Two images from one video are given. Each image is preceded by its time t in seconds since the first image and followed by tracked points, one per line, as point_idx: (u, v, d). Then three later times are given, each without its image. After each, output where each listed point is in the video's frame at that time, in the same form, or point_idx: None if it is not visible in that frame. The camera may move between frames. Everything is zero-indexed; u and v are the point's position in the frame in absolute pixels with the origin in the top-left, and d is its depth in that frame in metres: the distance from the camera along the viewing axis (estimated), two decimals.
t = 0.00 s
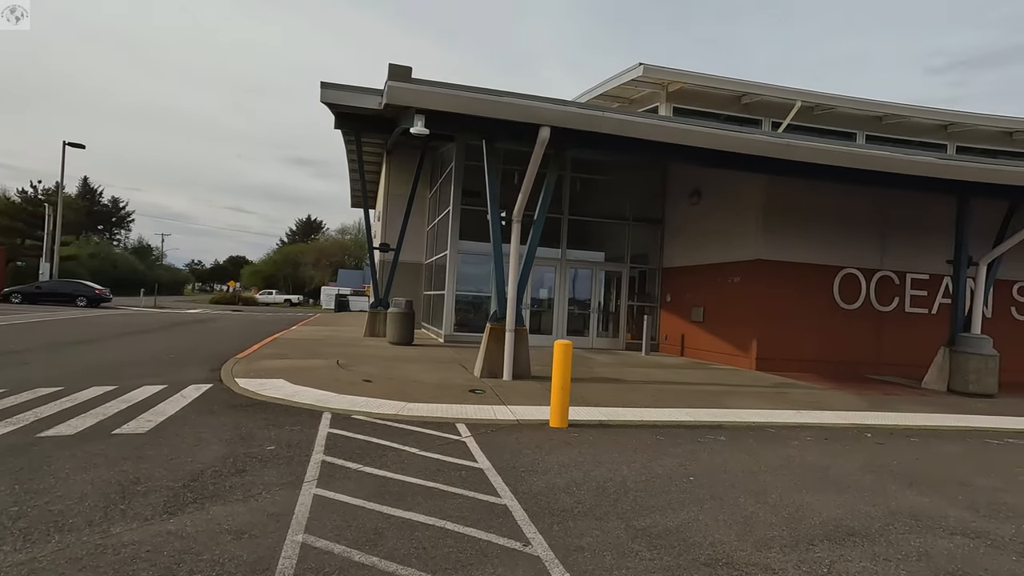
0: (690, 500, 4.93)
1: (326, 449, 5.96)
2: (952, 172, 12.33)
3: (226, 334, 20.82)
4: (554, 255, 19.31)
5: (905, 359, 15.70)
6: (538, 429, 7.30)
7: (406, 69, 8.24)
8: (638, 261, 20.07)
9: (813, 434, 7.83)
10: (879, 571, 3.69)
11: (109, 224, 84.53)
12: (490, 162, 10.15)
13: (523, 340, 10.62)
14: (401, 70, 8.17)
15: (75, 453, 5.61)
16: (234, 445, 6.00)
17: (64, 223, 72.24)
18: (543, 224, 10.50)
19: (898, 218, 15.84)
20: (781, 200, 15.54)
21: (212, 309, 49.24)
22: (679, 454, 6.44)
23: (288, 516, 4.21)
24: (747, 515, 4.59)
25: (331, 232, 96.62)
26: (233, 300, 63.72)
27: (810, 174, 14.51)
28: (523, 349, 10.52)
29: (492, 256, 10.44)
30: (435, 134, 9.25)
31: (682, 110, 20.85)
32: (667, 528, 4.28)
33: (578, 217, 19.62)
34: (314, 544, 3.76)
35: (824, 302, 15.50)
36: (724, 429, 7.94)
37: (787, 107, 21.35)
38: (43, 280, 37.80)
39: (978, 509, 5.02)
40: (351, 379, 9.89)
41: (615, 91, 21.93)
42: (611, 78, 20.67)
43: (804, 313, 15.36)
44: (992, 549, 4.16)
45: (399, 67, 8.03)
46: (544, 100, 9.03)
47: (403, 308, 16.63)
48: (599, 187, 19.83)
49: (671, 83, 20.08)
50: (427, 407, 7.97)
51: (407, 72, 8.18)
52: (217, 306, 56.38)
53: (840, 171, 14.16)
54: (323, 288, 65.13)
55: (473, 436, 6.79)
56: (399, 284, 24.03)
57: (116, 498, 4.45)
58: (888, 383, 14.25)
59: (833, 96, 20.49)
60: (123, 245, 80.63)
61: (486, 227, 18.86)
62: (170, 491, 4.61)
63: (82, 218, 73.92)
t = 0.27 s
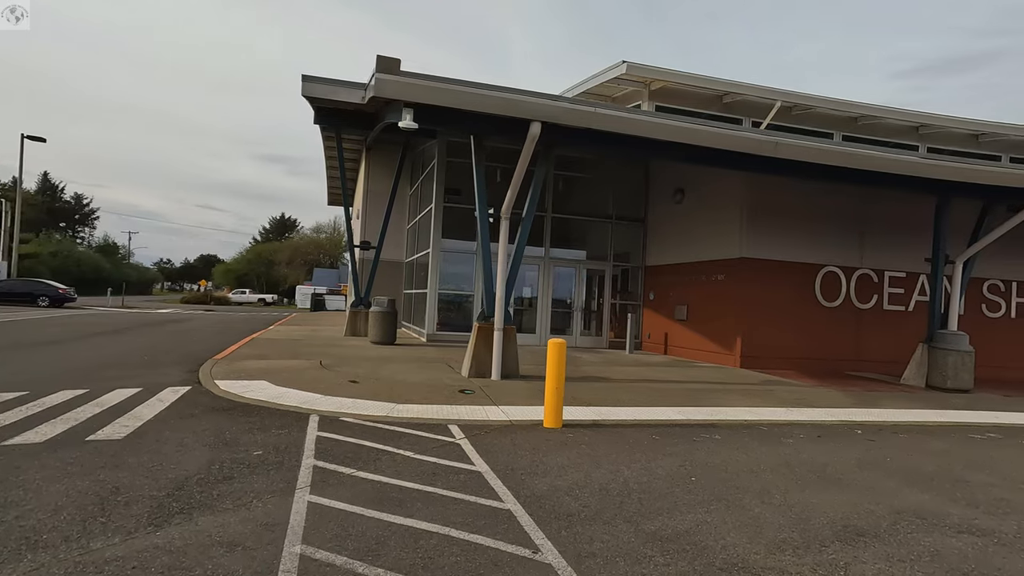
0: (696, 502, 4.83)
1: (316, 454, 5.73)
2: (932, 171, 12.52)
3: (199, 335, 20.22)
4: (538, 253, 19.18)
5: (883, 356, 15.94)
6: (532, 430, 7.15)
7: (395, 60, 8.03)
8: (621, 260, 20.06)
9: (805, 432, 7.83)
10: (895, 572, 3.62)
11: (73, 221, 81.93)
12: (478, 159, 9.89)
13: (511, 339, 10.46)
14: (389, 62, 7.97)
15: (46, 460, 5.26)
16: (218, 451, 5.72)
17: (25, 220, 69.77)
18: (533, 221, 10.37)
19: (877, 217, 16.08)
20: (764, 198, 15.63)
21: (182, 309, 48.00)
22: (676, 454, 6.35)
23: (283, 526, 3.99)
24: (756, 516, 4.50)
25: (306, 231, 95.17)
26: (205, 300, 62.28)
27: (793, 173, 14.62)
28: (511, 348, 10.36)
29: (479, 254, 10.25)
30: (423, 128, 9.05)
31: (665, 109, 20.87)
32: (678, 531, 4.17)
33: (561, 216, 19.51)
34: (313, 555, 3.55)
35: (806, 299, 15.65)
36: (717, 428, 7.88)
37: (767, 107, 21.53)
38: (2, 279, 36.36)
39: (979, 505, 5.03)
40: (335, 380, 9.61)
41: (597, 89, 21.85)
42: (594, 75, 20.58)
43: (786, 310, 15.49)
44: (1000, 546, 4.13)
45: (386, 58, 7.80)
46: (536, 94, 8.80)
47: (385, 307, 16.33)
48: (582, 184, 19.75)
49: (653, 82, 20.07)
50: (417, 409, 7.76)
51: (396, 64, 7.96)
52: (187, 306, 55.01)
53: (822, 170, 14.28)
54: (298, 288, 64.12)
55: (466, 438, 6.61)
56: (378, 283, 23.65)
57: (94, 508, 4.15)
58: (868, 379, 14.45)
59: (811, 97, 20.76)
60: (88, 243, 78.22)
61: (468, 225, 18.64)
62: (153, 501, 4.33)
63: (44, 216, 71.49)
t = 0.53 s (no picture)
0: (708, 506, 4.75)
1: (316, 461, 5.56)
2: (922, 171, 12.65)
3: (180, 336, 19.75)
4: (527, 252, 19.06)
5: (871, 354, 16.10)
6: (533, 432, 7.03)
7: (391, 56, 7.88)
8: (610, 259, 20.02)
9: (805, 432, 7.83)
10: None
11: (44, 220, 79.88)
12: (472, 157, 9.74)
13: (506, 339, 10.33)
14: (385, 57, 7.80)
15: (31, 470, 5.02)
16: (213, 459, 5.51)
17: None
18: (527, 219, 10.27)
19: (864, 216, 16.23)
20: (754, 197, 15.69)
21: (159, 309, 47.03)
22: (681, 456, 6.28)
23: (290, 539, 3.82)
24: (771, 520, 4.44)
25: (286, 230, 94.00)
26: (183, 299, 61.14)
27: (783, 172, 14.70)
28: (506, 348, 10.23)
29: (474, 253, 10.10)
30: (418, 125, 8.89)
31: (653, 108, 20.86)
32: (695, 538, 4.07)
33: (551, 214, 19.40)
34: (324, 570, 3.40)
35: (796, 298, 15.74)
36: (717, 429, 7.84)
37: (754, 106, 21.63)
38: None
39: (988, 504, 5.03)
40: (328, 382, 9.40)
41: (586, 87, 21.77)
42: (583, 74, 20.49)
43: (776, 310, 15.57)
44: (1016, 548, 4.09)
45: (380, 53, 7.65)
46: (536, 92, 8.63)
47: (374, 307, 16.10)
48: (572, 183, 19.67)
49: (642, 81, 20.03)
50: (415, 412, 7.60)
51: (391, 59, 7.81)
52: (165, 306, 53.93)
53: (812, 169, 14.36)
54: (278, 287, 63.22)
55: (468, 442, 6.47)
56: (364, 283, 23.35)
57: (86, 523, 3.93)
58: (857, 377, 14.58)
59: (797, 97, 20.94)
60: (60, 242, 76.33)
61: (458, 223, 18.45)
62: (149, 513, 4.13)
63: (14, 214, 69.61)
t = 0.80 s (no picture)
0: (733, 509, 4.67)
1: (330, 465, 5.45)
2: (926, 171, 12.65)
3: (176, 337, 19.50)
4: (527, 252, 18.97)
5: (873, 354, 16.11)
6: (546, 435, 6.94)
7: (399, 52, 7.77)
8: (610, 259, 19.95)
9: (817, 433, 7.78)
10: None
11: (33, 220, 79.00)
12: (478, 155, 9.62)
13: (513, 340, 10.23)
14: (393, 54, 7.69)
15: (38, 475, 4.87)
16: (224, 463, 5.38)
17: None
18: (534, 219, 10.13)
19: (865, 216, 16.24)
20: (757, 197, 15.65)
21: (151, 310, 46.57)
22: (698, 458, 6.21)
23: (313, 547, 3.71)
24: (798, 523, 4.37)
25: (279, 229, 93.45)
26: (175, 300, 60.61)
27: (786, 171, 14.67)
28: (513, 350, 10.13)
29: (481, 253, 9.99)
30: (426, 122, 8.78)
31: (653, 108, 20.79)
32: (726, 543, 3.98)
33: (551, 214, 19.31)
34: None
35: (798, 299, 15.72)
36: (729, 430, 7.77)
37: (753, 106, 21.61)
38: None
39: (1014, 507, 4.98)
40: (333, 384, 9.27)
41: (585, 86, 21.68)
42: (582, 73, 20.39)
43: (778, 310, 15.55)
44: None
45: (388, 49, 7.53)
46: (546, 90, 8.54)
47: (374, 307, 15.96)
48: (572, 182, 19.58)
49: (642, 81, 19.96)
50: (425, 414, 7.50)
51: (400, 56, 7.71)
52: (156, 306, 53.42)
53: (815, 169, 14.34)
54: (272, 287, 62.77)
55: (483, 445, 6.37)
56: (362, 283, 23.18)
57: (101, 531, 3.80)
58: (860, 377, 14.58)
59: (796, 97, 20.94)
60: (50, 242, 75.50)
61: (458, 223, 18.34)
62: (165, 521, 4.00)
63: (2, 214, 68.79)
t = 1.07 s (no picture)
0: (760, 513, 4.61)
1: (347, 470, 5.35)
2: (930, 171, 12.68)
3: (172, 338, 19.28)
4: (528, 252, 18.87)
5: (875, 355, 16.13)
6: (560, 437, 6.86)
7: (409, 50, 7.68)
8: (610, 259, 19.90)
9: (830, 434, 7.75)
10: None
11: (22, 219, 78.17)
12: (486, 155, 9.51)
13: (520, 342, 10.14)
14: (403, 51, 7.59)
15: (48, 482, 4.75)
16: (238, 468, 5.27)
17: None
18: (542, 220, 10.02)
19: (867, 216, 16.25)
20: (760, 197, 15.62)
21: (142, 310, 46.17)
22: (717, 461, 6.14)
23: (339, 555, 3.62)
24: (828, 527, 4.31)
25: (272, 229, 92.94)
26: (167, 300, 60.13)
27: (790, 171, 14.66)
28: (520, 351, 10.05)
29: (488, 253, 9.90)
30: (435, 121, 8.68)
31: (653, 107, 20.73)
32: (758, 549, 3.91)
33: (552, 214, 19.23)
34: None
35: (801, 299, 15.72)
36: (742, 432, 7.72)
37: (753, 106, 21.62)
38: None
39: None
40: (339, 386, 9.15)
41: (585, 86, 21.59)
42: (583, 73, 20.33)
43: (781, 310, 15.53)
44: None
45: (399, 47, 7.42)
46: (557, 89, 8.49)
47: (376, 308, 15.83)
48: (573, 182, 19.52)
49: (643, 80, 19.89)
50: (437, 416, 7.40)
51: (410, 53, 7.59)
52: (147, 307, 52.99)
53: (818, 168, 14.33)
54: (265, 287, 62.30)
55: (498, 448, 6.28)
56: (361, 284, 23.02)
57: (120, 539, 3.70)
58: (863, 378, 14.58)
59: (796, 97, 20.92)
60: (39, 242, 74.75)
61: (458, 224, 18.22)
62: (184, 528, 3.91)
63: None
